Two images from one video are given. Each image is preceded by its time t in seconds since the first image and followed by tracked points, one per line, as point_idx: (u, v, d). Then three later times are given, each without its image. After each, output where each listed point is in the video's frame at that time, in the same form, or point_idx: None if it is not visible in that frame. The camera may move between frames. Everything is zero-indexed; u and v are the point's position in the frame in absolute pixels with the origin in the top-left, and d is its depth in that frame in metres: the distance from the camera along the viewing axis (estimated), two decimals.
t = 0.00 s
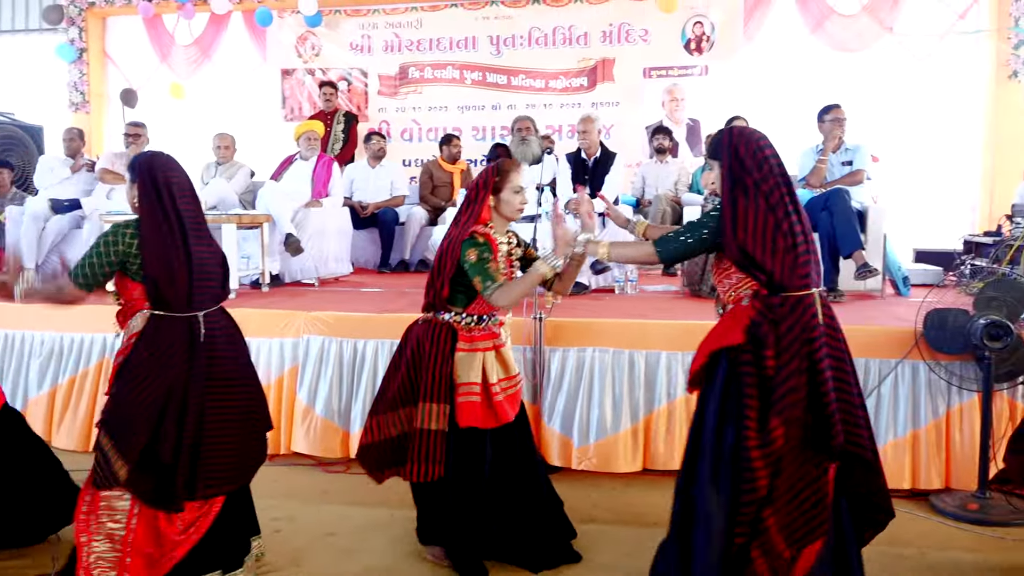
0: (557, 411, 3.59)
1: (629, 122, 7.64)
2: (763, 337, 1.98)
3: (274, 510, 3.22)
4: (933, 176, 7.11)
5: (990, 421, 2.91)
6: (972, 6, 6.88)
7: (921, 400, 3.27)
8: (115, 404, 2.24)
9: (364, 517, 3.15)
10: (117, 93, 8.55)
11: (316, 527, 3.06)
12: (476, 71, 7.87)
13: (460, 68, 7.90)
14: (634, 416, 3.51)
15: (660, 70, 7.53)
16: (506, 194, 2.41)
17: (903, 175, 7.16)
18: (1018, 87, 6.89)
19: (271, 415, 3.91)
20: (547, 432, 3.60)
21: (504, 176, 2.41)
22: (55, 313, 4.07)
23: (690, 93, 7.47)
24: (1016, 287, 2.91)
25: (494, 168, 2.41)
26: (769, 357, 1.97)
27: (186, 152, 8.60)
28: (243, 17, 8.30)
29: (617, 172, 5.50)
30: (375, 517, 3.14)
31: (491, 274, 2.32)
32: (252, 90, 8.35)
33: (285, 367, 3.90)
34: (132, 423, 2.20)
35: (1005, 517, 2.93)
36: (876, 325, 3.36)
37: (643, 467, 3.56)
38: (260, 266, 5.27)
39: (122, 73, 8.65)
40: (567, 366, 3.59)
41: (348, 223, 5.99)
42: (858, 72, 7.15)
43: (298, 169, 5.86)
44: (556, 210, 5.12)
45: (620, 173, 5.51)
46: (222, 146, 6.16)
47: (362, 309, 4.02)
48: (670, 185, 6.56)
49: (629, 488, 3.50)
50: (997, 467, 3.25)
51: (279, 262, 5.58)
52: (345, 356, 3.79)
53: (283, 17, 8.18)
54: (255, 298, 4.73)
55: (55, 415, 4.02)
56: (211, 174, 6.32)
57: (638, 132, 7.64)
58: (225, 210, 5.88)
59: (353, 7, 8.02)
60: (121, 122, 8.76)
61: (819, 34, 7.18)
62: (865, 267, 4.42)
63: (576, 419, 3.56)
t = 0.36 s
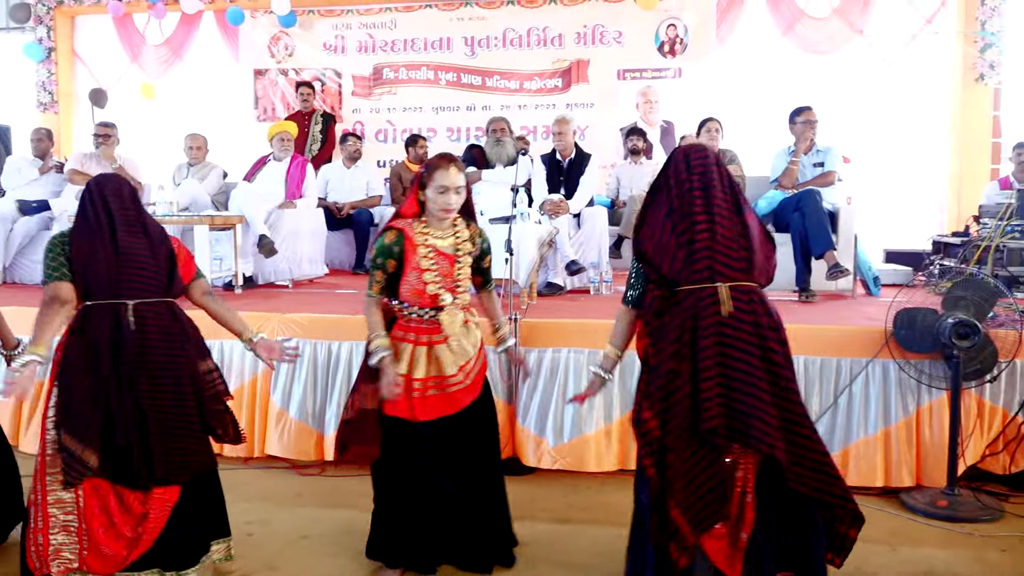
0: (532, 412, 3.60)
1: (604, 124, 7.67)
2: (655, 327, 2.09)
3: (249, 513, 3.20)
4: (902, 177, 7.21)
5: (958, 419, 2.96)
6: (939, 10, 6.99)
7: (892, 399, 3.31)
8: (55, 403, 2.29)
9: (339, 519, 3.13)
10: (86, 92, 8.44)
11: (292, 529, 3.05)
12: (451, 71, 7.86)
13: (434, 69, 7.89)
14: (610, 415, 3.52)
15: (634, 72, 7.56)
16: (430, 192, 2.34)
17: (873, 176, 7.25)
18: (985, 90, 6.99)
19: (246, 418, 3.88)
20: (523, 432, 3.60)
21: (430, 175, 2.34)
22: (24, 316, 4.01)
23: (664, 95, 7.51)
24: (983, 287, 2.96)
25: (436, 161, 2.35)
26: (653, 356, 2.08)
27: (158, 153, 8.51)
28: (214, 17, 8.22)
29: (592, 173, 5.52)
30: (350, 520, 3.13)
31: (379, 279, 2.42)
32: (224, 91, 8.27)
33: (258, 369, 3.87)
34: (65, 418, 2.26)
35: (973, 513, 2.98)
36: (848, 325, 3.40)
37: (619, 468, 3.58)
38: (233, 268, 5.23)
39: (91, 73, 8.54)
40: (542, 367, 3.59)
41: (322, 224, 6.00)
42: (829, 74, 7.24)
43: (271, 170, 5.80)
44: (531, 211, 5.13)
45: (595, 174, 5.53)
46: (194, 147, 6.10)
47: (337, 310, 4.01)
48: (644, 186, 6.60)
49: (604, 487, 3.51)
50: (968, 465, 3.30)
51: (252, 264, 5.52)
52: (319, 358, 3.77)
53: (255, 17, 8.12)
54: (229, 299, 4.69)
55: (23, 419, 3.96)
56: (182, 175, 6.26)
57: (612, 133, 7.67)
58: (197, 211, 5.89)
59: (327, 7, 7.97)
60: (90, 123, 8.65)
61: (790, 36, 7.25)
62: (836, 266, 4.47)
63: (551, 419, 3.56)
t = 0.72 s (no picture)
0: (523, 411, 3.59)
1: (595, 124, 7.68)
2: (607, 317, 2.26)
3: (239, 512, 3.19)
4: (893, 177, 7.24)
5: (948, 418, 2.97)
6: (929, 11, 7.04)
7: (883, 397, 3.32)
8: None
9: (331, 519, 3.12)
10: (75, 90, 8.40)
11: (283, 529, 3.04)
12: (442, 70, 7.86)
13: (426, 67, 7.88)
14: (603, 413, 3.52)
15: (625, 72, 7.57)
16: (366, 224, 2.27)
17: (863, 176, 7.28)
18: (975, 91, 7.03)
19: (237, 417, 3.86)
20: (515, 431, 3.60)
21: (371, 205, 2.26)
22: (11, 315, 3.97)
23: (655, 94, 7.52)
24: (973, 286, 2.98)
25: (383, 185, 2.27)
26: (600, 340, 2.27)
27: (148, 152, 8.47)
28: (205, 15, 8.19)
29: (583, 172, 5.52)
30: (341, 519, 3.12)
31: (342, 309, 2.36)
32: (215, 89, 8.24)
33: (250, 368, 3.85)
34: None
35: (963, 511, 2.99)
36: (839, 325, 3.41)
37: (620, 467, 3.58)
38: (224, 267, 5.21)
39: (81, 71, 8.50)
40: (534, 366, 3.59)
41: (313, 223, 5.98)
42: (819, 75, 7.26)
43: (262, 168, 5.77)
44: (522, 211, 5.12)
45: (587, 174, 5.53)
46: (184, 145, 6.08)
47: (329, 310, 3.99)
48: (635, 186, 6.63)
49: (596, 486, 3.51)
50: (958, 463, 3.31)
51: (243, 263, 5.51)
52: (311, 357, 3.76)
53: (246, 15, 8.09)
54: (219, 298, 4.67)
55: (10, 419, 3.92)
56: (172, 173, 6.23)
57: (604, 133, 7.68)
58: (188, 209, 5.84)
59: (318, 6, 7.96)
60: (80, 121, 8.61)
61: (781, 37, 7.27)
62: (827, 266, 4.49)
63: (544, 418, 3.56)
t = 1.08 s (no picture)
0: (533, 411, 3.59)
1: (605, 124, 7.67)
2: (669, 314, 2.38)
3: (249, 512, 3.20)
4: (904, 177, 7.20)
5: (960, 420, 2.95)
6: (941, 10, 6.99)
7: (894, 397, 3.31)
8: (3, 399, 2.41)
9: (340, 518, 3.13)
10: (87, 91, 8.44)
11: (293, 528, 3.05)
12: (453, 70, 7.86)
13: (436, 67, 7.88)
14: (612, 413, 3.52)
15: (636, 72, 7.55)
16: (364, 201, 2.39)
17: (875, 176, 7.24)
18: (988, 91, 6.97)
19: (247, 416, 3.87)
20: (524, 430, 3.61)
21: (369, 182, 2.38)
22: (24, 314, 4.00)
23: (666, 94, 7.50)
24: (986, 287, 2.96)
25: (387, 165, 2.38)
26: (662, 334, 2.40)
27: (159, 152, 8.51)
28: (216, 15, 8.23)
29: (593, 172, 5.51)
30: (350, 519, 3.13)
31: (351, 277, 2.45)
32: (226, 89, 8.27)
33: (260, 368, 3.86)
34: None
35: (975, 514, 2.97)
36: (850, 325, 3.40)
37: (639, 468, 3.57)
38: (235, 266, 5.23)
39: (93, 72, 8.55)
40: (544, 367, 3.59)
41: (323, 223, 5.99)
42: (831, 74, 7.24)
43: (273, 168, 5.79)
44: (532, 211, 5.12)
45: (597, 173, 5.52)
46: (196, 145, 6.11)
47: (338, 309, 4.00)
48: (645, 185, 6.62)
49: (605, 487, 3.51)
50: (970, 465, 3.29)
51: (254, 263, 5.55)
52: (321, 356, 3.77)
53: (257, 15, 8.12)
54: (230, 298, 4.69)
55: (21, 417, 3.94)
56: (184, 173, 6.25)
57: (614, 133, 7.66)
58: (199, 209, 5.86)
59: (328, 6, 7.98)
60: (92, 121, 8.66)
61: (792, 37, 7.25)
62: (839, 266, 4.47)
63: (553, 418, 3.56)
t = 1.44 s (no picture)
0: (524, 412, 3.59)
1: (598, 124, 7.68)
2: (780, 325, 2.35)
3: (240, 513, 3.19)
4: (895, 177, 7.23)
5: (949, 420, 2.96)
6: (932, 12, 7.03)
7: (883, 397, 3.32)
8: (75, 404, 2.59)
9: (331, 519, 3.13)
10: (78, 90, 8.41)
11: (284, 530, 3.04)
12: (445, 71, 7.86)
13: (428, 68, 7.88)
14: (603, 415, 3.53)
15: (629, 73, 7.56)
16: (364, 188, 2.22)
17: (865, 177, 7.28)
18: (978, 93, 7.03)
19: (237, 417, 3.86)
20: (515, 431, 3.61)
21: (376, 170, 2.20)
22: (14, 315, 3.98)
23: (658, 95, 7.51)
24: (976, 289, 2.97)
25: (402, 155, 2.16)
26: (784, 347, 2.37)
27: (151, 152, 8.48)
28: (208, 15, 8.21)
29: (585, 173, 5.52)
30: (342, 519, 3.13)
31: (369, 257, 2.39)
32: (218, 89, 8.25)
33: (250, 368, 3.85)
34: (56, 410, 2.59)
35: (964, 514, 2.99)
36: (841, 326, 3.41)
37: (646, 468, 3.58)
38: (226, 267, 5.22)
39: (85, 71, 8.51)
40: (536, 367, 3.59)
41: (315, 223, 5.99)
42: (822, 76, 7.27)
43: (265, 168, 5.78)
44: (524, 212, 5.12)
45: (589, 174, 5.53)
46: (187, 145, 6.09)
47: (330, 310, 4.00)
48: (638, 186, 6.64)
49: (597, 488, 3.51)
50: (958, 465, 3.30)
51: (246, 263, 5.52)
52: (312, 357, 3.76)
53: (249, 15, 8.10)
54: (221, 298, 4.67)
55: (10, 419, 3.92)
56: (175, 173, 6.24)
57: (606, 134, 7.67)
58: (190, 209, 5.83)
59: (321, 6, 7.97)
60: (83, 121, 8.63)
61: (784, 39, 7.27)
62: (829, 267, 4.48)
63: (544, 419, 3.56)
